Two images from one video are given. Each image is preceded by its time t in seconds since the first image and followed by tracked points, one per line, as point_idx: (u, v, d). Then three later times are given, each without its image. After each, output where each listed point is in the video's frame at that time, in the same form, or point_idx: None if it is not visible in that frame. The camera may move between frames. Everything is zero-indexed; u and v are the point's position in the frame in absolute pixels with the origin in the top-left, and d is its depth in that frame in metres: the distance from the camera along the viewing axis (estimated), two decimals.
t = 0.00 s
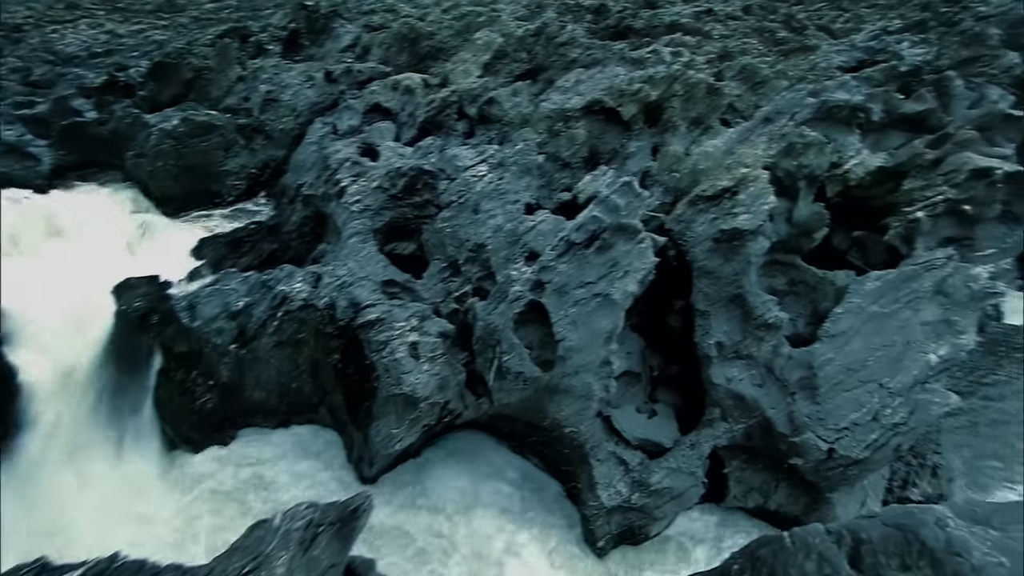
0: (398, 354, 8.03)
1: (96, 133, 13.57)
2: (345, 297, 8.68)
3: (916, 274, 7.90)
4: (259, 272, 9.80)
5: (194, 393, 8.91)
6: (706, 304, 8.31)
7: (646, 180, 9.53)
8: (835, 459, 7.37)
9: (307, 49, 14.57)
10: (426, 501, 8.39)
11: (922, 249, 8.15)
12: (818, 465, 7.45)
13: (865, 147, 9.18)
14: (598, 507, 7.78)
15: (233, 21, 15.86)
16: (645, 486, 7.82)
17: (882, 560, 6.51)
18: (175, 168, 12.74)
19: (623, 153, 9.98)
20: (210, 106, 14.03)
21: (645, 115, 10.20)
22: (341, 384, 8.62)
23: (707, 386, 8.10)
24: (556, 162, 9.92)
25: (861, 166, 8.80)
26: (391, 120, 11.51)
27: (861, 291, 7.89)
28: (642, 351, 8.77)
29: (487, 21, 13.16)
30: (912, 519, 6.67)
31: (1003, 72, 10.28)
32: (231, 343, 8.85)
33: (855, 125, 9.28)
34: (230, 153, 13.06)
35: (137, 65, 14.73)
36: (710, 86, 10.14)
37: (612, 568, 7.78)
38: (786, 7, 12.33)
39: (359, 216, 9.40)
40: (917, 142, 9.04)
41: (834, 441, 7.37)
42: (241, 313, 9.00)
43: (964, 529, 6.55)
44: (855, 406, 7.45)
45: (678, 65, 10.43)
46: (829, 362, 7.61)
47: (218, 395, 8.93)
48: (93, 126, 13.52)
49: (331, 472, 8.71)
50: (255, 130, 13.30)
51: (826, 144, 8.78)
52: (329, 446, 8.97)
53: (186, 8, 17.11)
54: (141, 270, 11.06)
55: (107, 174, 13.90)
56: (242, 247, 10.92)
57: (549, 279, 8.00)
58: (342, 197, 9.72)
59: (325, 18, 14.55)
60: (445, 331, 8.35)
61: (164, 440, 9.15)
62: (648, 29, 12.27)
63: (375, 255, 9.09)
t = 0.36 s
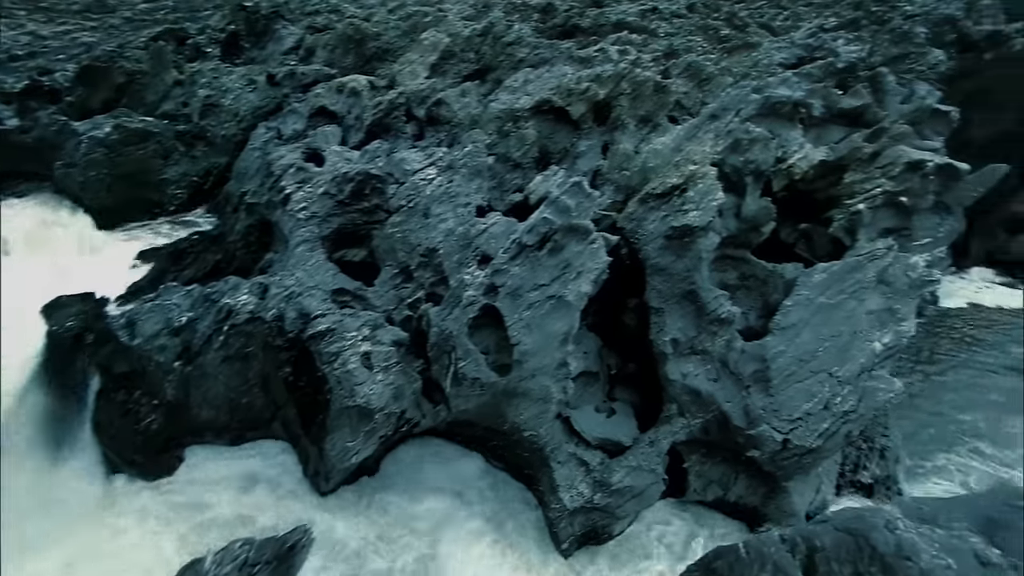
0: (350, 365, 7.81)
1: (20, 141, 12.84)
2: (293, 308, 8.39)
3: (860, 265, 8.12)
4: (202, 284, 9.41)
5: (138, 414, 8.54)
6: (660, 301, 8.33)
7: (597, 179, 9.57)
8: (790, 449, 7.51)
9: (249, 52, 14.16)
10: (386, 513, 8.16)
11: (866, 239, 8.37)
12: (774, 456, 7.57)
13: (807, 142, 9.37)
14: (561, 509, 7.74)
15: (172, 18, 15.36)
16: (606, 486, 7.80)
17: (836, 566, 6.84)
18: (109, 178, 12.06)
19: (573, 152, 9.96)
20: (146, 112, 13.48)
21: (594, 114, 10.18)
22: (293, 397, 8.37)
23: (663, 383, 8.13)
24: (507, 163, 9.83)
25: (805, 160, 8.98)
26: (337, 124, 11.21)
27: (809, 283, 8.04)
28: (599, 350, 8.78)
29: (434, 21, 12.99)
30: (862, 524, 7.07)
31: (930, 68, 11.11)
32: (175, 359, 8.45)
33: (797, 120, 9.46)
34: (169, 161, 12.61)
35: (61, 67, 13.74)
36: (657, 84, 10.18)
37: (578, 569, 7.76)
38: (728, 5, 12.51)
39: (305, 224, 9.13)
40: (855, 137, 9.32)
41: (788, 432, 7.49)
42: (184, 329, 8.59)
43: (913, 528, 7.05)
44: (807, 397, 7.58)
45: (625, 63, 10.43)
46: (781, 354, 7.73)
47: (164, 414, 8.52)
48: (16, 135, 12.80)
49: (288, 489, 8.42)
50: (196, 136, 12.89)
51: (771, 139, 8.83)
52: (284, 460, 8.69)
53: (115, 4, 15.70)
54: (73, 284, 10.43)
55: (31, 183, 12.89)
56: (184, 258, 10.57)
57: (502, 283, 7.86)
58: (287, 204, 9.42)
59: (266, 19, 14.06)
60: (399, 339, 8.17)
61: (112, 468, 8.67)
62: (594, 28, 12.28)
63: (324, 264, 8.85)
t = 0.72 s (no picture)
0: (296, 380, 7.58)
1: None
2: (234, 321, 8.12)
3: (801, 255, 8.30)
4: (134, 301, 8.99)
5: (69, 441, 7.92)
6: (610, 298, 8.33)
7: (544, 179, 9.47)
8: (742, 439, 7.59)
9: (179, 54, 13.57)
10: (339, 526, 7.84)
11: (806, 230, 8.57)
12: (727, 448, 7.63)
13: (748, 135, 9.51)
14: (520, 513, 7.65)
15: (87, 13, 14.05)
16: (564, 487, 7.75)
17: None
18: (28, 191, 11.49)
19: (519, 151, 9.80)
20: (67, 118, 12.77)
21: (538, 112, 10.12)
22: (237, 413, 8.03)
23: (617, 380, 8.13)
24: (452, 164, 9.66)
25: (746, 155, 9.13)
26: (275, 128, 10.80)
27: (754, 276, 8.17)
28: (552, 350, 8.74)
29: (373, 20, 12.69)
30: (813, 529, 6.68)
31: (858, 63, 11.56)
32: (109, 381, 8.00)
33: (737, 115, 9.59)
34: (95, 171, 11.90)
35: None
36: (600, 81, 10.15)
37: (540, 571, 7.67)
38: (668, 2, 12.54)
39: (244, 234, 8.78)
40: (794, 131, 9.52)
41: (740, 423, 7.57)
42: (116, 349, 8.16)
43: (861, 526, 6.75)
44: (757, 387, 7.68)
45: (567, 61, 10.40)
46: (730, 347, 7.82)
47: (98, 440, 7.95)
48: None
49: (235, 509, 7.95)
50: (124, 144, 12.15)
51: (712, 135, 8.92)
52: (230, 479, 8.22)
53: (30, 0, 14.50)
54: None
55: None
56: (115, 275, 10.05)
57: (450, 288, 7.71)
58: (223, 214, 9.05)
59: (196, 19, 13.45)
60: (346, 350, 7.93)
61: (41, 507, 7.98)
62: (537, 25, 12.19)
63: (265, 274, 8.54)
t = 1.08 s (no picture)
0: (233, 396, 7.26)
1: None
2: (164, 337, 7.71)
3: (740, 243, 8.44)
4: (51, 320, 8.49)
5: None
6: (556, 294, 8.27)
7: (485, 175, 9.34)
8: (691, 428, 7.67)
9: (92, 52, 12.57)
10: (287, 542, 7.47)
11: (744, 219, 8.74)
12: (676, 437, 7.71)
13: (685, 126, 9.61)
14: (475, 516, 7.52)
15: None
16: (518, 487, 7.68)
17: None
18: None
19: (458, 148, 9.63)
20: None
21: (477, 107, 9.95)
22: (175, 433, 7.67)
23: (566, 376, 8.11)
24: (390, 163, 9.40)
25: (684, 146, 9.22)
26: (201, 131, 10.23)
27: (696, 266, 8.25)
28: (500, 348, 8.64)
29: (302, 15, 12.22)
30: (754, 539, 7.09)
31: (787, 53, 12.00)
32: (24, 411, 7.53)
33: (673, 105, 9.65)
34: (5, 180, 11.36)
35: None
36: (537, 75, 10.10)
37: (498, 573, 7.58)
38: None
39: (170, 244, 8.33)
40: (729, 121, 9.63)
41: (688, 413, 7.65)
42: (32, 374, 7.68)
43: (802, 529, 7.22)
44: (703, 376, 7.77)
45: (503, 55, 10.26)
46: (675, 337, 7.88)
47: (20, 470, 7.41)
48: None
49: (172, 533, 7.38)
50: (34, 150, 11.37)
51: (649, 126, 8.96)
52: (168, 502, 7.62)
53: None
54: None
55: None
56: (31, 291, 9.35)
57: (391, 292, 7.50)
58: (147, 223, 8.50)
59: (110, 14, 12.57)
60: (285, 360, 7.64)
61: None
62: (473, 18, 11.94)
63: (196, 286, 8.14)
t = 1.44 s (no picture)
0: (162, 413, 6.90)
1: None
2: (82, 355, 7.32)
3: (679, 229, 8.50)
4: None
5: None
6: (499, 288, 8.16)
7: (422, 169, 9.13)
8: (638, 415, 7.70)
9: None
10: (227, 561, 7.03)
11: (682, 205, 8.77)
12: (624, 424, 7.73)
13: (620, 114, 9.63)
14: (427, 518, 7.39)
15: None
16: (469, 486, 7.57)
17: None
18: None
19: (393, 142, 9.35)
20: None
21: (409, 99, 9.68)
22: (103, 455, 7.14)
23: (512, 370, 8.02)
24: (322, 160, 9.07)
25: (620, 133, 9.21)
26: (116, 132, 9.65)
27: (636, 253, 8.28)
28: (445, 344, 8.50)
29: (223, 6, 11.60)
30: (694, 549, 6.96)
31: (716, 39, 12.19)
32: None
33: (608, 93, 9.63)
34: None
35: None
36: (470, 64, 9.81)
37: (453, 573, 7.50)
38: None
39: (85, 255, 7.84)
40: (663, 107, 9.69)
41: (635, 400, 7.66)
42: None
43: (743, 535, 7.12)
44: (648, 362, 7.80)
45: (435, 44, 10.00)
46: (619, 326, 7.89)
47: None
48: None
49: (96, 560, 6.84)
50: None
51: (585, 114, 8.87)
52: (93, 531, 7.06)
53: None
54: None
55: None
56: None
57: (326, 295, 7.23)
58: (57, 233, 8.02)
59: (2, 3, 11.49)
60: (217, 372, 7.32)
61: None
62: (403, 7, 11.46)
63: (116, 298, 7.68)
